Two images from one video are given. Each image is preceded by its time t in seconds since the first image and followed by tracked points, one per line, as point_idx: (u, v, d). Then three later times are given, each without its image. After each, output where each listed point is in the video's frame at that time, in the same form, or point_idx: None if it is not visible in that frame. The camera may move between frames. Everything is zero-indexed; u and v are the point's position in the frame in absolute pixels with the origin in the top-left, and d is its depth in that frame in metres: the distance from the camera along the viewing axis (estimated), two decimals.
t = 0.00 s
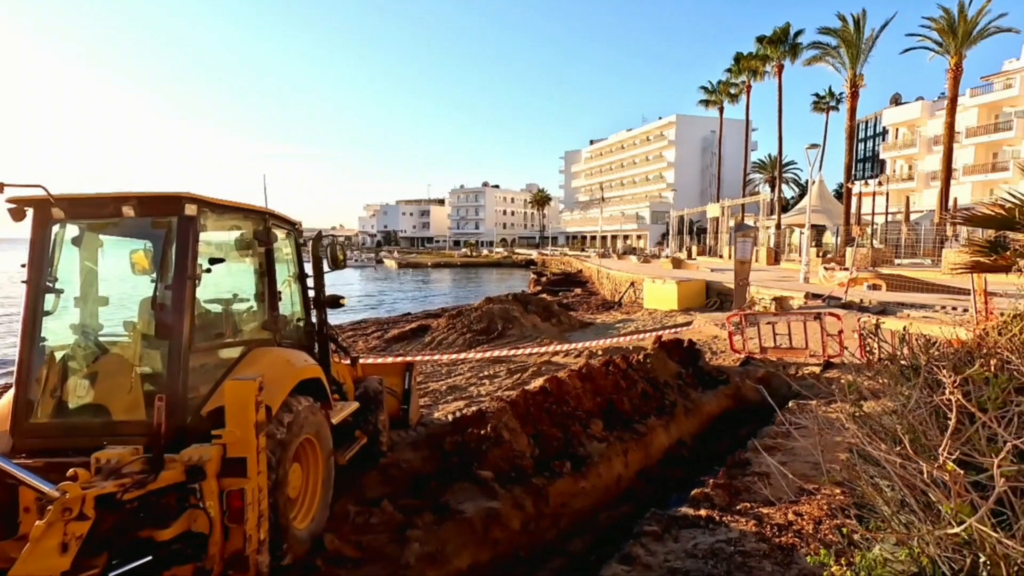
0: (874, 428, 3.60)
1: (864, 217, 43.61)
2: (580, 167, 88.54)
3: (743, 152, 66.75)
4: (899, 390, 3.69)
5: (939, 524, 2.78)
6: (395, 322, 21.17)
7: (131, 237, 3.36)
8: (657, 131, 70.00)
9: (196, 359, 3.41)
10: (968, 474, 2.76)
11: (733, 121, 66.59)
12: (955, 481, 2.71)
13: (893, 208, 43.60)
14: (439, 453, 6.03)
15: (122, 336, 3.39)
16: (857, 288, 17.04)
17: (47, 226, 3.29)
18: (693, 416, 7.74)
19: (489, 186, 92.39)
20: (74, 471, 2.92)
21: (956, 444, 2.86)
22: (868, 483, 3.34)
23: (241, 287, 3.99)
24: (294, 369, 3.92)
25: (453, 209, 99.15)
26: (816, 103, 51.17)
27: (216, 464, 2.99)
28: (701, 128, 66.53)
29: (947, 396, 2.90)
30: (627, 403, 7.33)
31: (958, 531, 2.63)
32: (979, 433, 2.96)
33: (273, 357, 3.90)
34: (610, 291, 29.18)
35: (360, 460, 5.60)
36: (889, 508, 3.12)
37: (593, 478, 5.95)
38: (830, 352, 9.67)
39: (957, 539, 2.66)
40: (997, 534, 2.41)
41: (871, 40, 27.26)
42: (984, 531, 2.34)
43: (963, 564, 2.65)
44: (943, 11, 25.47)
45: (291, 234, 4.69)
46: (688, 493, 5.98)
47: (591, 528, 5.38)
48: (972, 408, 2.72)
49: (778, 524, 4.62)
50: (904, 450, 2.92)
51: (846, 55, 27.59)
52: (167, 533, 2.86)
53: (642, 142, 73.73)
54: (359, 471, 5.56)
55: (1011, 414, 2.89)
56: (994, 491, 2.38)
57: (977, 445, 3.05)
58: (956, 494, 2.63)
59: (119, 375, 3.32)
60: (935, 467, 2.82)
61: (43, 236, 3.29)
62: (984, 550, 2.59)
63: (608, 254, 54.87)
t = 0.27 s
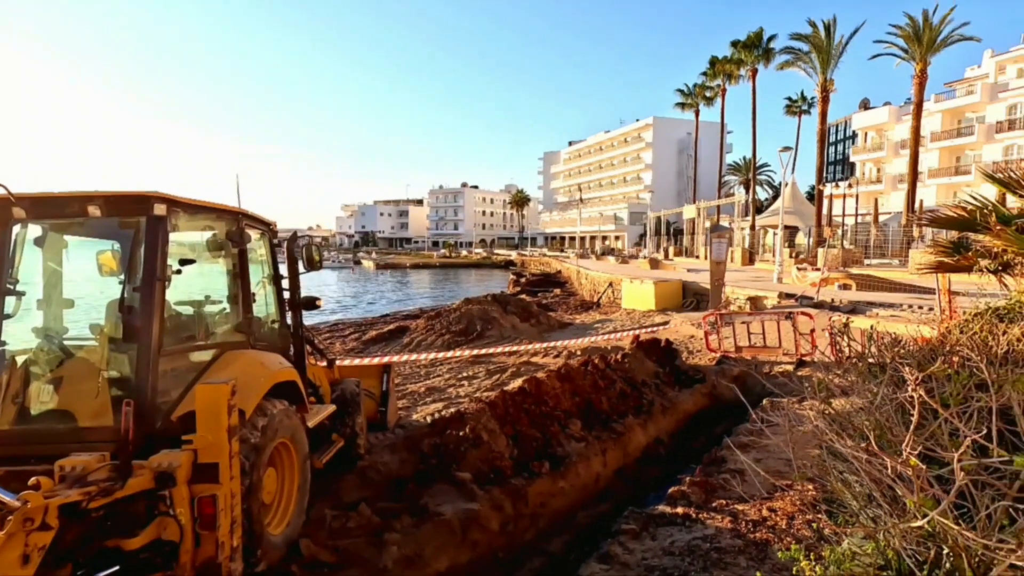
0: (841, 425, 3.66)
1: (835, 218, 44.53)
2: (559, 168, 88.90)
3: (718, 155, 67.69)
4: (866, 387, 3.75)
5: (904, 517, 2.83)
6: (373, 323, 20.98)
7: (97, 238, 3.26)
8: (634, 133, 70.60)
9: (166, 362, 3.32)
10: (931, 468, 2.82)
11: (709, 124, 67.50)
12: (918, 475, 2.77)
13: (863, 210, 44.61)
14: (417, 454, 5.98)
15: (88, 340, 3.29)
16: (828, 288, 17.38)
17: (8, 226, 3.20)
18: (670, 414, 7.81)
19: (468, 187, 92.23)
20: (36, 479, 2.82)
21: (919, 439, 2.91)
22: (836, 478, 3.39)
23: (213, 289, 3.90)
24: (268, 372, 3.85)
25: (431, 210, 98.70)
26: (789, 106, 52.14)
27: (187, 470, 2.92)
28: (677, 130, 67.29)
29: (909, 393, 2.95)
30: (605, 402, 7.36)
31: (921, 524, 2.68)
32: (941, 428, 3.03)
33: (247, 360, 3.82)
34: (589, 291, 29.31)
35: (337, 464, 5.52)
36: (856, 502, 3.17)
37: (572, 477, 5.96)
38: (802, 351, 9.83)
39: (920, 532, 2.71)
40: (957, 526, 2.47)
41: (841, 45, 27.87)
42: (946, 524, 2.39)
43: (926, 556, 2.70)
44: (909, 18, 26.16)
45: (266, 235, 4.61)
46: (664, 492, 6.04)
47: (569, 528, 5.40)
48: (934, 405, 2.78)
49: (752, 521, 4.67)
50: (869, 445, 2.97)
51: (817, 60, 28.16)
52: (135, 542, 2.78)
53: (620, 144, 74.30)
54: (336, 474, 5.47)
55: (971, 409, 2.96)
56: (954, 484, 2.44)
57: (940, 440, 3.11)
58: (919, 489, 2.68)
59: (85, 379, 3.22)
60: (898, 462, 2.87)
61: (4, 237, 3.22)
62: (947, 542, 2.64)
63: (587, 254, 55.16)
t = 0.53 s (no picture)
0: (822, 423, 3.68)
1: (819, 219, 45.02)
2: (547, 168, 89.03)
3: (705, 156, 68.17)
4: (847, 385, 3.78)
5: (884, 514, 2.84)
6: (360, 324, 20.86)
7: (75, 238, 3.20)
8: (622, 134, 70.89)
9: (148, 364, 3.27)
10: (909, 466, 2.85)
11: (695, 125, 67.98)
12: (897, 472, 2.79)
13: (847, 210, 45.14)
14: (405, 456, 5.93)
15: (67, 341, 3.25)
16: (812, 288, 17.55)
17: None
18: (657, 414, 7.84)
19: (456, 187, 92.09)
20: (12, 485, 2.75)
21: (898, 438, 2.94)
22: (818, 476, 3.42)
23: (196, 289, 3.85)
24: (252, 374, 3.81)
25: (419, 210, 98.37)
26: (774, 108, 52.64)
27: (169, 474, 2.88)
28: (664, 131, 67.66)
29: (887, 392, 2.98)
30: (592, 402, 7.37)
31: (901, 521, 2.70)
32: (920, 426, 3.05)
33: (230, 362, 3.77)
34: (577, 291, 29.37)
35: (323, 466, 5.47)
36: (837, 500, 3.18)
37: (559, 477, 5.96)
38: (787, 350, 9.91)
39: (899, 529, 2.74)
40: (936, 523, 2.49)
41: (825, 48, 28.16)
42: (926, 521, 2.41)
43: (906, 553, 2.72)
44: (891, 21, 26.50)
45: (251, 235, 4.56)
46: (651, 492, 6.06)
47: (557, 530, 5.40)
48: (912, 403, 2.80)
49: (738, 519, 4.69)
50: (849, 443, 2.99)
51: (802, 62, 28.44)
52: (116, 548, 2.73)
53: (608, 144, 74.53)
54: (322, 476, 5.42)
55: (950, 407, 2.99)
56: (933, 482, 2.46)
57: (919, 437, 3.14)
58: (897, 486, 2.70)
59: (64, 382, 3.16)
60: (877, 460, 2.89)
61: None
62: (925, 539, 2.67)
63: (575, 254, 55.28)
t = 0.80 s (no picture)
0: (806, 421, 3.71)
1: (805, 219, 45.47)
2: (536, 169, 89.13)
3: (692, 157, 68.62)
4: (832, 383, 3.81)
5: (868, 511, 2.87)
6: (349, 325, 20.75)
7: (57, 238, 3.15)
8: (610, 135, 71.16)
9: (131, 366, 3.22)
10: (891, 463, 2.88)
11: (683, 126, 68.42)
12: (879, 469, 2.82)
13: (832, 211, 45.61)
14: (394, 457, 5.89)
15: (48, 343, 3.20)
16: (798, 288, 17.70)
17: None
18: (646, 413, 7.87)
19: (445, 188, 91.97)
20: None
21: (880, 436, 2.98)
22: (803, 473, 3.44)
23: (181, 290, 3.80)
24: (238, 376, 3.76)
25: (408, 210, 98.07)
26: (761, 110, 53.10)
27: (153, 477, 2.84)
28: (652, 132, 68.01)
29: (869, 390, 3.01)
30: (582, 402, 7.39)
31: (883, 517, 2.73)
32: (901, 423, 3.10)
33: (216, 363, 3.72)
34: (566, 292, 29.43)
35: (311, 468, 5.42)
36: (823, 497, 3.21)
37: (549, 477, 5.97)
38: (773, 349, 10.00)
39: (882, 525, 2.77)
40: (918, 520, 2.52)
41: (811, 50, 28.44)
42: (909, 517, 2.44)
43: (890, 550, 2.76)
44: (875, 25, 26.80)
45: (237, 235, 4.52)
46: (640, 491, 6.09)
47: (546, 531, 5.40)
48: (893, 401, 2.84)
49: (726, 517, 4.73)
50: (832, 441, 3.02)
51: (788, 65, 28.70)
52: (97, 553, 2.71)
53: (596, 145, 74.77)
54: (310, 478, 5.37)
55: (931, 405, 3.03)
56: (915, 478, 2.49)
57: (900, 434, 3.18)
58: (879, 483, 2.74)
59: (46, 384, 3.11)
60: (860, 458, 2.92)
61: None
62: (909, 535, 2.70)
63: (564, 254, 55.37)
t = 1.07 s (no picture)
0: (788, 419, 3.74)
1: (790, 220, 45.94)
2: (524, 169, 89.23)
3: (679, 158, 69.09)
4: (814, 382, 3.84)
5: (847, 507, 2.90)
6: (336, 326, 20.64)
7: (35, 239, 3.09)
8: (597, 136, 71.42)
9: (112, 368, 3.16)
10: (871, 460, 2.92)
11: (670, 128, 68.85)
12: (859, 467, 2.85)
13: (816, 212, 46.12)
14: (381, 458, 5.85)
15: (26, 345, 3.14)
16: (783, 288, 17.87)
17: None
18: (634, 413, 7.89)
19: (433, 188, 91.77)
20: None
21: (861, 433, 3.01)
22: (785, 472, 3.47)
23: (164, 291, 3.73)
24: (222, 377, 3.71)
25: (395, 211, 97.73)
26: (746, 111, 53.58)
27: (134, 481, 2.80)
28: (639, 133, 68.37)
29: (850, 388, 3.04)
30: (569, 402, 7.39)
31: (864, 514, 2.75)
32: (882, 422, 3.13)
33: (199, 365, 3.66)
34: (554, 292, 29.48)
35: (297, 471, 5.37)
36: (804, 494, 3.23)
37: (537, 478, 5.96)
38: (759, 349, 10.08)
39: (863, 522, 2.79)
40: (896, 516, 2.54)
41: (795, 53, 28.74)
42: (887, 513, 2.46)
43: (870, 545, 2.78)
44: (857, 28, 27.16)
45: (221, 236, 4.46)
46: (628, 491, 6.11)
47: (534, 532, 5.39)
48: (873, 399, 2.88)
49: (712, 515, 4.75)
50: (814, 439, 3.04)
51: (773, 67, 28.99)
52: (77, 559, 2.65)
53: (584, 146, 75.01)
54: (296, 481, 5.31)
55: (911, 402, 3.07)
56: (893, 475, 2.51)
57: (880, 432, 3.22)
58: (860, 480, 2.76)
59: (25, 388, 3.05)
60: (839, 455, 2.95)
61: None
62: (888, 531, 2.73)
63: (552, 255, 55.47)
